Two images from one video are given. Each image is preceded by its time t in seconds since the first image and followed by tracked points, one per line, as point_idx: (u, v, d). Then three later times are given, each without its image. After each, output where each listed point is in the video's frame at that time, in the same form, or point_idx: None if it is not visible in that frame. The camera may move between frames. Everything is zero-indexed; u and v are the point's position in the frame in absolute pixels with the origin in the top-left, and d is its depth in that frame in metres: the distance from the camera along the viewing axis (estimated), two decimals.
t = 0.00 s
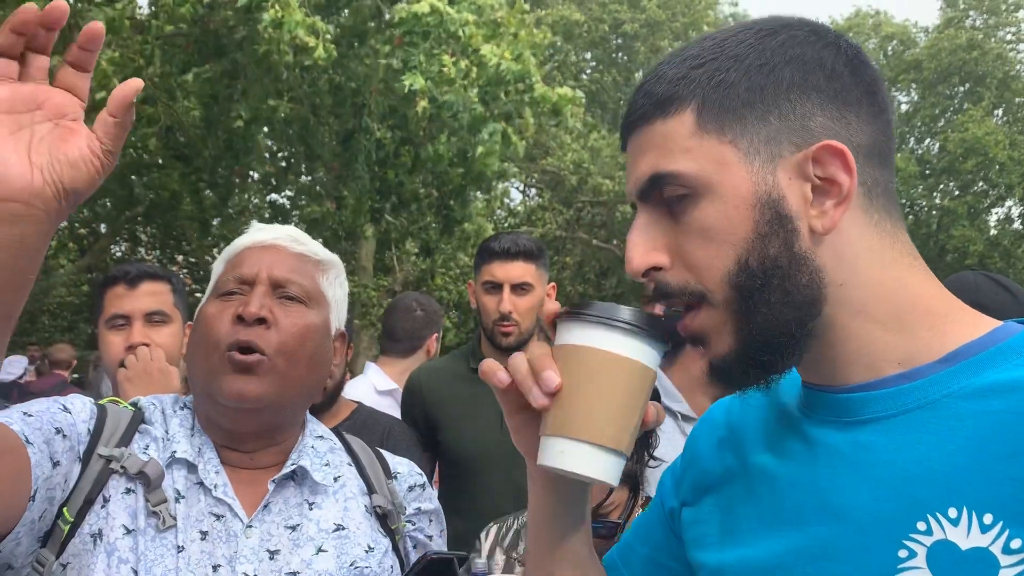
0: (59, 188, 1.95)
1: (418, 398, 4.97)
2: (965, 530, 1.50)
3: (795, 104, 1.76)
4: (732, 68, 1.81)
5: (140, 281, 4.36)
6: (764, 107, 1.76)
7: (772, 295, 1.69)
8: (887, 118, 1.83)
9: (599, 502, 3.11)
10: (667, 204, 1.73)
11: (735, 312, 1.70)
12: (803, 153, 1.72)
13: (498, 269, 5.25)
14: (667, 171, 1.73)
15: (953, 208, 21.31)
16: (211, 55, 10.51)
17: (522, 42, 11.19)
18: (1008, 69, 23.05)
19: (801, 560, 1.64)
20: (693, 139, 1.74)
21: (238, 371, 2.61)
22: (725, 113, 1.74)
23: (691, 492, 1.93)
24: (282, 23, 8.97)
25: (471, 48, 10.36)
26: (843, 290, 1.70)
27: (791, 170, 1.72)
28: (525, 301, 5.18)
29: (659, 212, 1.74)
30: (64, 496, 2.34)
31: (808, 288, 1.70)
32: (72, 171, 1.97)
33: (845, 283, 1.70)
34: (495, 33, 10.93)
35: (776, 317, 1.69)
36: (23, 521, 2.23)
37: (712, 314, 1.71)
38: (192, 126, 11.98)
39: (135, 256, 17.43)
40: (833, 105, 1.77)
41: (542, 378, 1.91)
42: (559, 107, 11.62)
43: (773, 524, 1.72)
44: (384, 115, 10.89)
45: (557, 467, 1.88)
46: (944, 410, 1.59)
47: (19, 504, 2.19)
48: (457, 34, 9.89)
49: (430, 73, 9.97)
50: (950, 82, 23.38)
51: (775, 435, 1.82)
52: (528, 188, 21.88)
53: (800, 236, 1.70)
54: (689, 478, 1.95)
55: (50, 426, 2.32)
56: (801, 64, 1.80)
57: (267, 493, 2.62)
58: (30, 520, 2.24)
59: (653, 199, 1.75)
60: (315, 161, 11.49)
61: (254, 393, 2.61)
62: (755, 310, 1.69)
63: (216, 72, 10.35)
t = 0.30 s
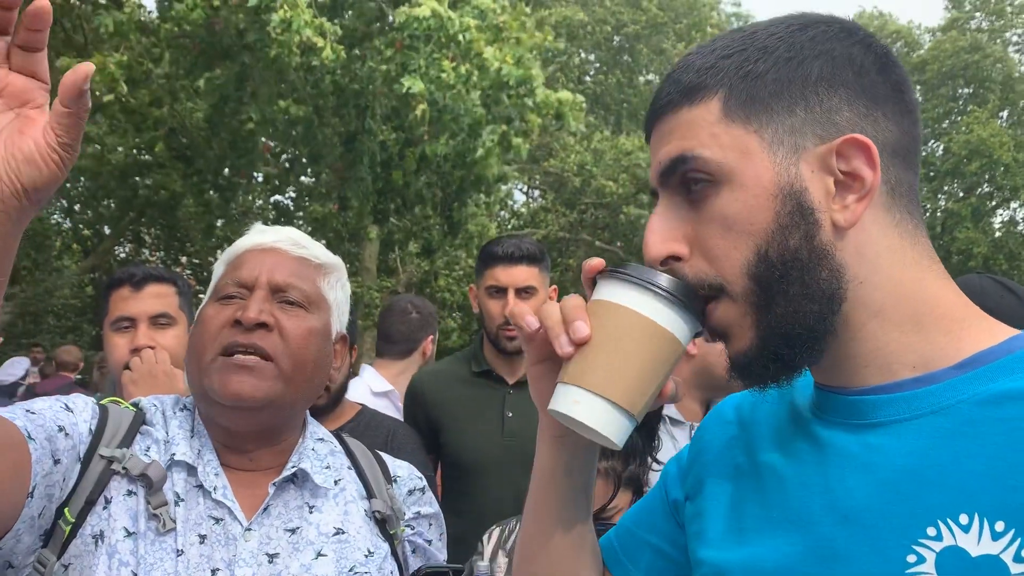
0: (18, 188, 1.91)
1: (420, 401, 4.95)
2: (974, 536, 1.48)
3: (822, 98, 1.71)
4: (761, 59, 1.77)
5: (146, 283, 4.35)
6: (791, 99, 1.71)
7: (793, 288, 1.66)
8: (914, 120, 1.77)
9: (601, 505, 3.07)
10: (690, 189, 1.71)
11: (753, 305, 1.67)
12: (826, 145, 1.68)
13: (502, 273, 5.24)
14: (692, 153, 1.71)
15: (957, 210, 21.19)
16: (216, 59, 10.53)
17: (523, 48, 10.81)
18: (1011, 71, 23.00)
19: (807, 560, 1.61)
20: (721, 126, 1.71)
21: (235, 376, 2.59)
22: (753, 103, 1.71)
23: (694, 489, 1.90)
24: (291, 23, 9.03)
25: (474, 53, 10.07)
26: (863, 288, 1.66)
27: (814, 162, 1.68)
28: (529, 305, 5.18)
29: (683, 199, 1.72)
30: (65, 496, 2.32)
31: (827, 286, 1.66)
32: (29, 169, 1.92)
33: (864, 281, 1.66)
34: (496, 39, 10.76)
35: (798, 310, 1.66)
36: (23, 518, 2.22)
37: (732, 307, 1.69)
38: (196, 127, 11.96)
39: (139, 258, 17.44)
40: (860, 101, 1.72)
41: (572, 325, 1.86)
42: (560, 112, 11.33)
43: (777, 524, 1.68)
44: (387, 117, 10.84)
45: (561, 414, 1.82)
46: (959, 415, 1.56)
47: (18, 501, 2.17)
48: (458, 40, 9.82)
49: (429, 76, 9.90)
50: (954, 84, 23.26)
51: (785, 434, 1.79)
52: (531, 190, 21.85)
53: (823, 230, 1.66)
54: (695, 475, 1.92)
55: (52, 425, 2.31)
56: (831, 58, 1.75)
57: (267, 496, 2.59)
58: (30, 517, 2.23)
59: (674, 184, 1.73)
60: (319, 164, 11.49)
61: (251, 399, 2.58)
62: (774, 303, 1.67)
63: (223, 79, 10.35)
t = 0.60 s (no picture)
0: (68, 166, 1.89)
1: (424, 401, 4.92)
2: (990, 534, 1.45)
3: (850, 89, 1.67)
4: (789, 50, 1.73)
5: (154, 283, 4.33)
6: (819, 89, 1.67)
7: (810, 277, 1.63)
8: (943, 116, 1.72)
9: (609, 506, 3.04)
10: (714, 175, 1.68)
11: (768, 294, 1.65)
12: (851, 136, 1.64)
13: (509, 275, 5.22)
14: (719, 136, 1.68)
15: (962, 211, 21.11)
16: (223, 61, 10.51)
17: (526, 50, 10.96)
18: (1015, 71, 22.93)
19: (819, 557, 1.58)
20: (747, 116, 1.67)
21: (227, 367, 2.55)
22: (779, 93, 1.67)
23: (704, 481, 1.87)
24: (298, 28, 9.00)
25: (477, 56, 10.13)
26: (883, 283, 1.62)
27: (838, 152, 1.64)
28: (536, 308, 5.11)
29: (710, 185, 1.69)
30: (56, 493, 2.28)
31: (846, 277, 1.63)
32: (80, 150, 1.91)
33: (886, 275, 1.62)
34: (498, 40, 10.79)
35: (813, 301, 1.64)
36: (15, 513, 2.17)
37: (747, 295, 1.66)
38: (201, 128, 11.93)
39: (144, 259, 17.42)
40: (887, 95, 1.67)
41: (586, 287, 1.84)
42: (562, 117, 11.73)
43: (788, 520, 1.65)
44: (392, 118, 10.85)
45: (559, 369, 1.80)
46: (978, 412, 1.52)
47: (11, 495, 2.13)
48: (461, 43, 9.73)
49: (431, 80, 9.87)
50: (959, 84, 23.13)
51: (801, 430, 1.75)
52: (534, 190, 21.81)
53: (844, 221, 1.63)
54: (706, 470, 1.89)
55: (43, 419, 2.27)
56: (860, 50, 1.70)
57: (264, 493, 2.57)
58: (22, 513, 2.19)
59: (700, 171, 1.70)
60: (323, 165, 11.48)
61: (245, 391, 2.55)
62: (790, 292, 1.64)
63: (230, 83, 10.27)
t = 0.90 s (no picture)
0: None
1: (424, 401, 4.90)
2: (995, 533, 1.42)
3: (865, 87, 1.63)
4: (806, 47, 1.68)
5: (159, 282, 4.31)
6: (833, 88, 1.63)
7: (818, 273, 1.61)
8: (961, 117, 1.67)
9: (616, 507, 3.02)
10: (727, 168, 1.65)
11: (776, 288, 1.62)
12: (864, 135, 1.60)
13: (505, 277, 5.13)
14: (734, 132, 1.64)
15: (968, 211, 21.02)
16: (226, 62, 10.50)
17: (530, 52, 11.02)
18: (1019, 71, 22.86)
19: (825, 557, 1.55)
20: (762, 112, 1.63)
21: (198, 386, 2.46)
22: (794, 89, 1.63)
23: (714, 475, 1.84)
24: (300, 29, 9.21)
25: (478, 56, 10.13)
26: (892, 281, 1.59)
27: (851, 151, 1.61)
28: (532, 310, 5.02)
29: (718, 182, 1.66)
30: (38, 480, 2.27)
31: (855, 275, 1.60)
32: None
33: (895, 273, 1.59)
34: (500, 41, 10.77)
35: (819, 297, 1.61)
36: None
37: (752, 288, 1.64)
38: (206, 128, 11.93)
39: (149, 259, 17.45)
40: (904, 93, 1.63)
41: (592, 265, 1.85)
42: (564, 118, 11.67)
43: (794, 520, 1.63)
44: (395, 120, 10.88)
45: (557, 340, 1.80)
46: (986, 412, 1.49)
47: None
48: (465, 45, 9.78)
49: (435, 80, 9.87)
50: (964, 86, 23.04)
51: (809, 430, 1.72)
52: (539, 190, 21.78)
53: (854, 220, 1.59)
54: (716, 468, 1.85)
55: (30, 397, 2.26)
56: (878, 49, 1.66)
57: (248, 488, 2.52)
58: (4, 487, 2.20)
59: (711, 167, 1.67)
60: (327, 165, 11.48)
61: (218, 409, 2.47)
62: (797, 287, 1.61)
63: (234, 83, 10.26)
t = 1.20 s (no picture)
0: None
1: (427, 402, 4.89)
2: (995, 531, 1.41)
3: (858, 90, 1.62)
4: (799, 51, 1.67)
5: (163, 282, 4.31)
6: (826, 92, 1.62)
7: (811, 277, 1.59)
8: (955, 120, 1.66)
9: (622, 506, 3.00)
10: (722, 174, 1.64)
11: (770, 291, 1.60)
12: (857, 140, 1.59)
13: (504, 276, 5.17)
14: (726, 144, 1.63)
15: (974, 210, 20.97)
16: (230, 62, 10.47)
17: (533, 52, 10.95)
18: None
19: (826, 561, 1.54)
20: (756, 119, 1.62)
21: (184, 422, 2.44)
22: (787, 95, 1.62)
23: (725, 485, 1.83)
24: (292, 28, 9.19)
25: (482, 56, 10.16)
26: (886, 283, 1.58)
27: (843, 155, 1.59)
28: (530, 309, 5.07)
29: (713, 187, 1.65)
30: (29, 483, 2.25)
31: (849, 278, 1.58)
32: None
33: (889, 275, 1.57)
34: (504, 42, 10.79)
35: (812, 300, 1.59)
36: None
37: (747, 291, 1.62)
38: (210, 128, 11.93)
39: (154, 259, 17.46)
40: (898, 96, 1.61)
41: (594, 321, 1.81)
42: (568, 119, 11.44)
43: (799, 520, 1.62)
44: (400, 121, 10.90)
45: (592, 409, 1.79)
46: (984, 409, 1.47)
47: None
48: (468, 42, 9.88)
49: (440, 79, 9.85)
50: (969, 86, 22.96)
51: (809, 433, 1.71)
52: (543, 190, 21.74)
53: (847, 224, 1.58)
54: (725, 469, 1.85)
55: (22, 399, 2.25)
56: (871, 53, 1.65)
57: (238, 490, 2.52)
58: None
59: (709, 173, 1.65)
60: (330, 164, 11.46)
61: (207, 439, 2.46)
62: (790, 289, 1.59)
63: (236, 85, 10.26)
